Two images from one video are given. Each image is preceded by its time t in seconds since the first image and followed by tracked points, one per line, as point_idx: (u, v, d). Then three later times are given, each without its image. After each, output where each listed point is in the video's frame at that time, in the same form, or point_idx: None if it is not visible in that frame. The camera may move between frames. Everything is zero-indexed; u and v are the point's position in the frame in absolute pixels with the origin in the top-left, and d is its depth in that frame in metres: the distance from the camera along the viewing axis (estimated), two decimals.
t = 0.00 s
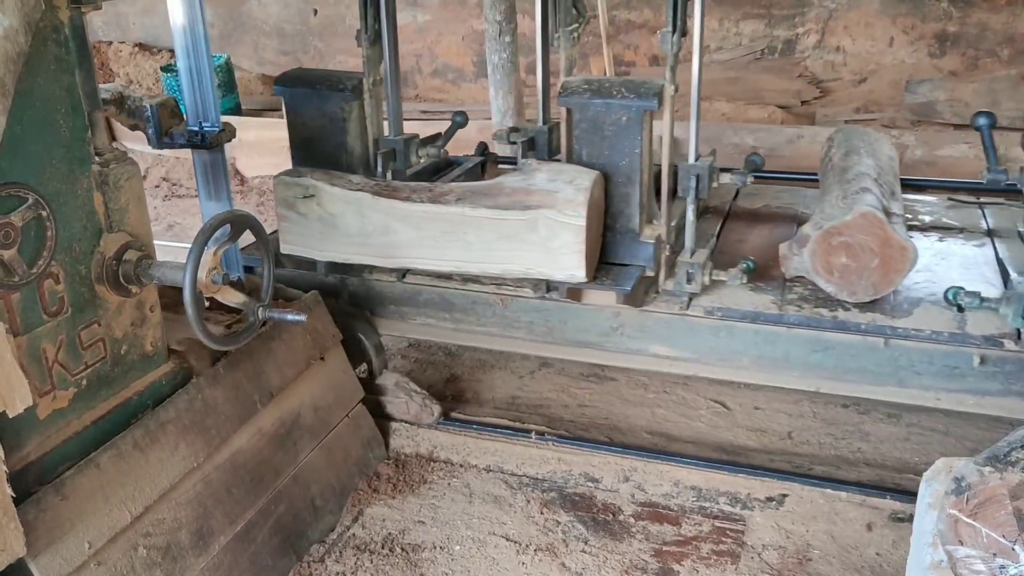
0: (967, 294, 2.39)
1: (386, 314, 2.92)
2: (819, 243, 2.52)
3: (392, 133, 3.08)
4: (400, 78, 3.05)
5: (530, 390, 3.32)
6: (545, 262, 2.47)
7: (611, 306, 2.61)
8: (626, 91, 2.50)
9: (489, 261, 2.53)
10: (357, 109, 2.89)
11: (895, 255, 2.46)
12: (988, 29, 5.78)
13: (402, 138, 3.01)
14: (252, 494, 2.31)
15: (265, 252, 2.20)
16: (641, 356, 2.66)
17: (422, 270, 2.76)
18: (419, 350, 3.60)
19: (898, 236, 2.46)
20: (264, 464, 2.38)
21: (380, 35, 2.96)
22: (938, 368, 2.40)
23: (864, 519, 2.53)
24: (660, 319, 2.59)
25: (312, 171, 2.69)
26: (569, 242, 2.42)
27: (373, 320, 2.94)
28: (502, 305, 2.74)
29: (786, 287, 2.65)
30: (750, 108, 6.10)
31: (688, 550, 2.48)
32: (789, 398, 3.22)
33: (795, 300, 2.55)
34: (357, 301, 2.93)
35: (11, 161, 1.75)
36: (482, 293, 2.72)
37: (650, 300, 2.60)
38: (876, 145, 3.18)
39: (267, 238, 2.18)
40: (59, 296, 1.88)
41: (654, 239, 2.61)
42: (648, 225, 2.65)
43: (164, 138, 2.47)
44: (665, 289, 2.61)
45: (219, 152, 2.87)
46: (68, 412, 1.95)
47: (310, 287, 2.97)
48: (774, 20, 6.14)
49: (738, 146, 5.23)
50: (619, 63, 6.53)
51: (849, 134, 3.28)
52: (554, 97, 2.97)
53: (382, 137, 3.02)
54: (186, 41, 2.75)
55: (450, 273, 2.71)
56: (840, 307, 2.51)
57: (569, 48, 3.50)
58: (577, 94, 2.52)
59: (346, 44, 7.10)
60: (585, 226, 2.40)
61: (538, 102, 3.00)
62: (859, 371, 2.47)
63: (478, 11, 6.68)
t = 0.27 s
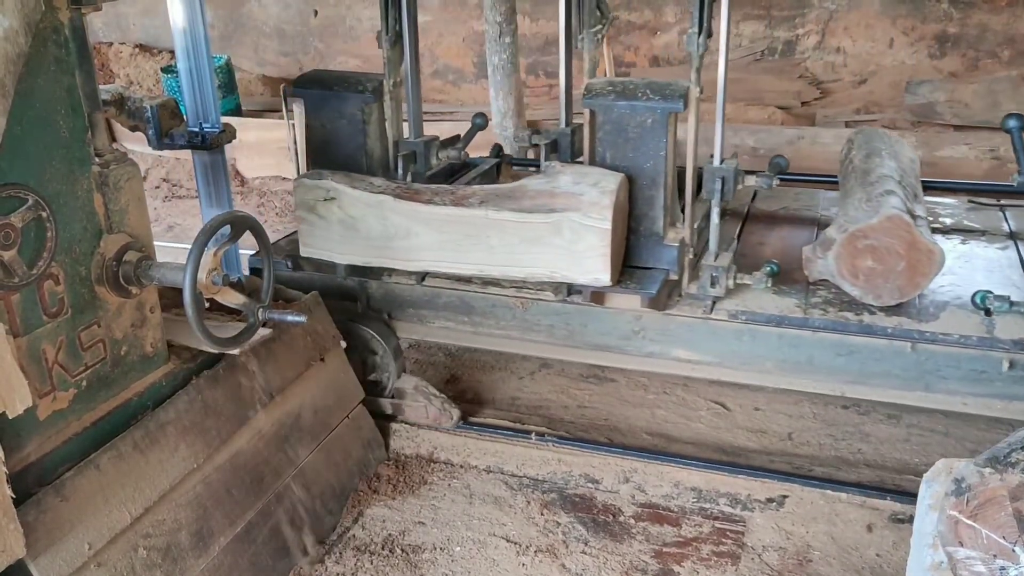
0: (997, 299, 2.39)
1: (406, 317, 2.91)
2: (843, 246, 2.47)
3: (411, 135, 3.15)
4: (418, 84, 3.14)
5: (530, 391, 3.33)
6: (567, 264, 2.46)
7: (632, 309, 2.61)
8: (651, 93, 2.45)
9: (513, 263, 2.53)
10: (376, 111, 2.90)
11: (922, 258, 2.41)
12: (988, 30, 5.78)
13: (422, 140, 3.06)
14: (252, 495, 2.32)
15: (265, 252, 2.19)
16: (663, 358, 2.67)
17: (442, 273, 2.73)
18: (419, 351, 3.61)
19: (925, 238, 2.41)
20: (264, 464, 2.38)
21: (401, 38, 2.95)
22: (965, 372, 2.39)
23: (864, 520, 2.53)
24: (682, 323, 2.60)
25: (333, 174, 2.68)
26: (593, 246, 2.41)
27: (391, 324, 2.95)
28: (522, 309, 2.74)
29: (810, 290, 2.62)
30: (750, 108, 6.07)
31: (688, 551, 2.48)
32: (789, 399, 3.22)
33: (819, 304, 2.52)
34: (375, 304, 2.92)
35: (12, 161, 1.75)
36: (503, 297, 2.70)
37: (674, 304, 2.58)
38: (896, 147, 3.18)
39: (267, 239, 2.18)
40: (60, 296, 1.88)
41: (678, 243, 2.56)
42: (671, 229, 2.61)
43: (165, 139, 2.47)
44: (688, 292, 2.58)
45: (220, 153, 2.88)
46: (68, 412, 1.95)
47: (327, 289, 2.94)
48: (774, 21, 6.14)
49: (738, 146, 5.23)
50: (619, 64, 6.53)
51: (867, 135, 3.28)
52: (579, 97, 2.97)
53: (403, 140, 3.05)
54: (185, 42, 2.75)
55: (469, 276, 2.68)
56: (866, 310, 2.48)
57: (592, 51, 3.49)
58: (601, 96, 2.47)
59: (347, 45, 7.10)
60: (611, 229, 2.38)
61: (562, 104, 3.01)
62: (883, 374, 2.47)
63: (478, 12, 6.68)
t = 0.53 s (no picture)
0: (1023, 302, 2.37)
1: (420, 319, 2.91)
2: (865, 249, 2.46)
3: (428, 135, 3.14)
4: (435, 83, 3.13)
5: (531, 392, 3.33)
6: (588, 268, 2.45)
7: (652, 312, 2.62)
8: (671, 95, 2.44)
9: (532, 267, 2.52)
10: (392, 113, 2.88)
11: (945, 261, 2.38)
12: (988, 30, 5.78)
13: (438, 142, 3.05)
14: (252, 495, 2.31)
15: (266, 253, 2.19)
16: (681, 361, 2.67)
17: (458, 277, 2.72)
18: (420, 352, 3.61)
19: (947, 241, 2.37)
20: (264, 465, 2.38)
21: (418, 40, 3.00)
22: (987, 375, 2.40)
23: (865, 521, 2.52)
24: (701, 327, 2.60)
25: (349, 176, 2.68)
26: (612, 249, 2.40)
27: (405, 326, 2.95)
28: (539, 312, 2.76)
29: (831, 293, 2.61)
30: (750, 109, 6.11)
31: (689, 552, 2.48)
32: (789, 399, 3.22)
33: (841, 307, 2.51)
34: (389, 307, 2.93)
35: (12, 162, 1.75)
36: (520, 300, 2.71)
37: (693, 307, 2.58)
38: (914, 149, 3.19)
39: (267, 239, 2.17)
40: (60, 297, 1.88)
41: (697, 247, 2.57)
42: (692, 232, 2.62)
43: (165, 139, 2.45)
44: (707, 295, 2.58)
45: (220, 153, 2.87)
46: (68, 413, 1.95)
47: (343, 291, 2.95)
48: (774, 22, 6.15)
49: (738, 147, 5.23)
50: (620, 65, 6.53)
51: (885, 137, 3.27)
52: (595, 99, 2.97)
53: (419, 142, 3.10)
54: (186, 42, 2.75)
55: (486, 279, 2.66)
56: (888, 314, 2.46)
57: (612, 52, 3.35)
58: (621, 98, 2.46)
59: (347, 46, 7.10)
60: (632, 232, 2.38)
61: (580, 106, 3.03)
62: (902, 378, 2.48)
63: (478, 13, 6.68)
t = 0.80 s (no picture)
0: None
1: (432, 321, 2.91)
2: (881, 250, 2.49)
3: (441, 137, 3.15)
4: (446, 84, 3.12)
5: (530, 393, 3.32)
6: (605, 271, 2.45)
7: (665, 314, 2.61)
8: (686, 96, 2.44)
9: (547, 270, 2.51)
10: (403, 114, 2.89)
11: (961, 262, 2.41)
12: (988, 30, 5.79)
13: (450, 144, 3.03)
14: (252, 496, 2.32)
15: (267, 253, 2.19)
16: (693, 363, 2.67)
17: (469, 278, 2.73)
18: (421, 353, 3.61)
19: (964, 243, 2.40)
20: (263, 465, 2.38)
21: (430, 41, 2.98)
22: (1005, 378, 2.39)
23: (865, 521, 2.53)
24: (714, 328, 2.59)
25: (361, 178, 2.69)
26: (627, 251, 2.40)
27: (417, 328, 2.95)
28: (551, 313, 2.75)
29: (844, 295, 2.62)
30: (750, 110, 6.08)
31: (689, 552, 2.48)
32: (789, 400, 3.22)
33: (854, 309, 2.52)
34: (400, 309, 2.94)
35: (12, 162, 1.75)
36: (531, 301, 2.71)
37: (707, 309, 2.57)
38: (927, 150, 3.20)
39: (268, 240, 2.17)
40: (60, 297, 1.88)
41: (712, 249, 2.56)
42: (706, 234, 2.61)
43: (165, 140, 2.44)
44: (722, 298, 2.58)
45: (220, 153, 2.87)
46: (68, 413, 1.95)
47: (355, 294, 2.95)
48: (774, 23, 6.16)
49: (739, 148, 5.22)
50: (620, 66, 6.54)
51: (897, 138, 3.28)
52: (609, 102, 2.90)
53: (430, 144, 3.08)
54: (186, 43, 2.75)
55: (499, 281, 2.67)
56: (903, 316, 2.46)
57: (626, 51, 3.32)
58: (636, 99, 2.46)
59: (348, 47, 7.10)
60: (647, 235, 2.37)
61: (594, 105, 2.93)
62: (914, 382, 2.47)
63: (479, 14, 6.69)
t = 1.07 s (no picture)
0: None
1: (438, 322, 2.91)
2: (891, 252, 2.50)
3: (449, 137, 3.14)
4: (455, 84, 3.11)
5: (530, 394, 3.32)
6: (614, 273, 2.45)
7: (674, 316, 2.60)
8: (696, 97, 2.43)
9: (555, 272, 2.51)
10: (411, 115, 2.88)
11: (971, 263, 2.41)
12: (988, 31, 5.79)
13: (458, 145, 3.01)
14: (252, 496, 2.32)
15: (267, 254, 2.19)
16: (703, 365, 2.67)
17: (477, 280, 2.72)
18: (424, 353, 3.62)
19: (975, 245, 2.41)
20: (263, 466, 2.38)
21: (438, 41, 2.96)
22: (1015, 379, 2.38)
23: (865, 522, 2.53)
24: (723, 329, 2.59)
25: (368, 180, 2.69)
26: (636, 253, 2.40)
27: (424, 329, 2.94)
28: (558, 314, 2.75)
29: (854, 296, 2.61)
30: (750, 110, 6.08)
31: (689, 552, 2.48)
32: (790, 400, 3.22)
33: (864, 310, 2.51)
34: (407, 310, 2.94)
35: (13, 163, 1.75)
36: (539, 303, 2.72)
37: (716, 310, 2.56)
38: (935, 151, 3.20)
39: (268, 240, 2.17)
40: (60, 298, 1.88)
41: (722, 250, 2.55)
42: (715, 235, 2.60)
43: (166, 140, 2.43)
44: (730, 300, 2.57)
45: (220, 153, 2.87)
46: (68, 413, 1.95)
47: (362, 295, 2.95)
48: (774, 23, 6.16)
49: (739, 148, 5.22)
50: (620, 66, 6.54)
51: (905, 139, 3.27)
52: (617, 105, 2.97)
53: (438, 145, 3.07)
54: (187, 44, 2.75)
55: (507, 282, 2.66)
56: (912, 317, 2.46)
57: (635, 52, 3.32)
58: (645, 100, 2.46)
59: (348, 47, 7.10)
60: (657, 237, 2.37)
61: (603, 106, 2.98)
62: (923, 383, 2.46)
63: (478, 14, 6.69)
